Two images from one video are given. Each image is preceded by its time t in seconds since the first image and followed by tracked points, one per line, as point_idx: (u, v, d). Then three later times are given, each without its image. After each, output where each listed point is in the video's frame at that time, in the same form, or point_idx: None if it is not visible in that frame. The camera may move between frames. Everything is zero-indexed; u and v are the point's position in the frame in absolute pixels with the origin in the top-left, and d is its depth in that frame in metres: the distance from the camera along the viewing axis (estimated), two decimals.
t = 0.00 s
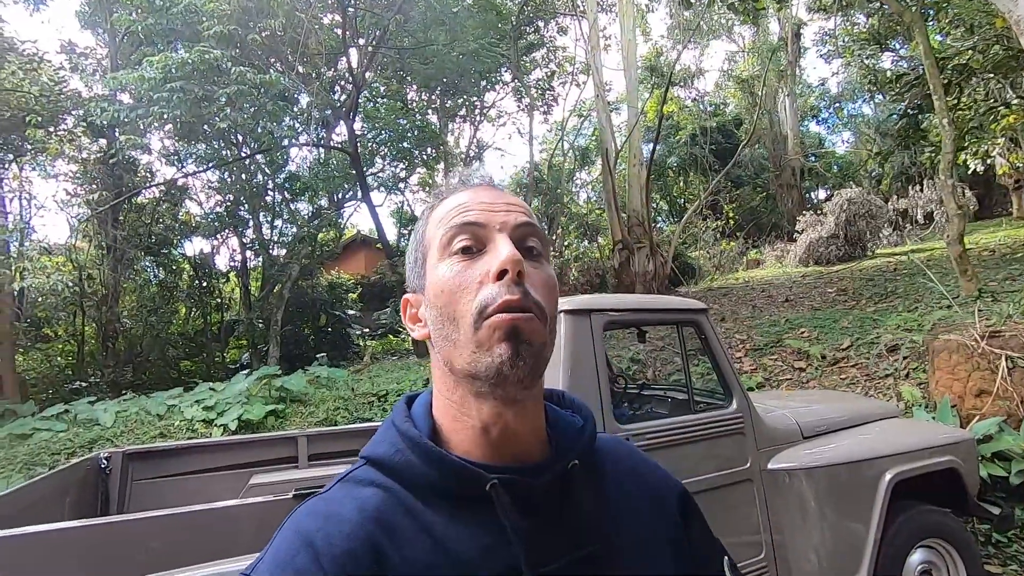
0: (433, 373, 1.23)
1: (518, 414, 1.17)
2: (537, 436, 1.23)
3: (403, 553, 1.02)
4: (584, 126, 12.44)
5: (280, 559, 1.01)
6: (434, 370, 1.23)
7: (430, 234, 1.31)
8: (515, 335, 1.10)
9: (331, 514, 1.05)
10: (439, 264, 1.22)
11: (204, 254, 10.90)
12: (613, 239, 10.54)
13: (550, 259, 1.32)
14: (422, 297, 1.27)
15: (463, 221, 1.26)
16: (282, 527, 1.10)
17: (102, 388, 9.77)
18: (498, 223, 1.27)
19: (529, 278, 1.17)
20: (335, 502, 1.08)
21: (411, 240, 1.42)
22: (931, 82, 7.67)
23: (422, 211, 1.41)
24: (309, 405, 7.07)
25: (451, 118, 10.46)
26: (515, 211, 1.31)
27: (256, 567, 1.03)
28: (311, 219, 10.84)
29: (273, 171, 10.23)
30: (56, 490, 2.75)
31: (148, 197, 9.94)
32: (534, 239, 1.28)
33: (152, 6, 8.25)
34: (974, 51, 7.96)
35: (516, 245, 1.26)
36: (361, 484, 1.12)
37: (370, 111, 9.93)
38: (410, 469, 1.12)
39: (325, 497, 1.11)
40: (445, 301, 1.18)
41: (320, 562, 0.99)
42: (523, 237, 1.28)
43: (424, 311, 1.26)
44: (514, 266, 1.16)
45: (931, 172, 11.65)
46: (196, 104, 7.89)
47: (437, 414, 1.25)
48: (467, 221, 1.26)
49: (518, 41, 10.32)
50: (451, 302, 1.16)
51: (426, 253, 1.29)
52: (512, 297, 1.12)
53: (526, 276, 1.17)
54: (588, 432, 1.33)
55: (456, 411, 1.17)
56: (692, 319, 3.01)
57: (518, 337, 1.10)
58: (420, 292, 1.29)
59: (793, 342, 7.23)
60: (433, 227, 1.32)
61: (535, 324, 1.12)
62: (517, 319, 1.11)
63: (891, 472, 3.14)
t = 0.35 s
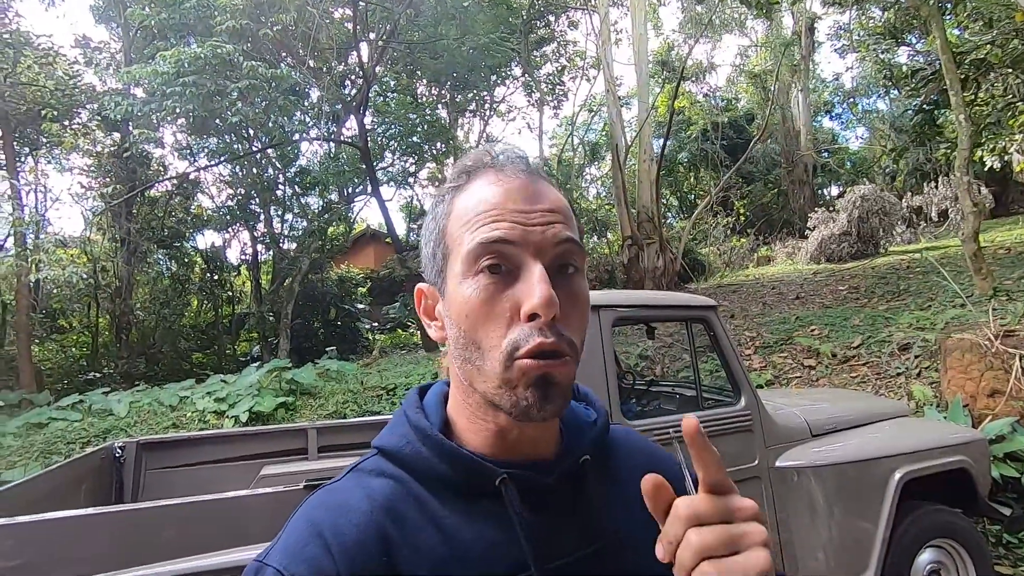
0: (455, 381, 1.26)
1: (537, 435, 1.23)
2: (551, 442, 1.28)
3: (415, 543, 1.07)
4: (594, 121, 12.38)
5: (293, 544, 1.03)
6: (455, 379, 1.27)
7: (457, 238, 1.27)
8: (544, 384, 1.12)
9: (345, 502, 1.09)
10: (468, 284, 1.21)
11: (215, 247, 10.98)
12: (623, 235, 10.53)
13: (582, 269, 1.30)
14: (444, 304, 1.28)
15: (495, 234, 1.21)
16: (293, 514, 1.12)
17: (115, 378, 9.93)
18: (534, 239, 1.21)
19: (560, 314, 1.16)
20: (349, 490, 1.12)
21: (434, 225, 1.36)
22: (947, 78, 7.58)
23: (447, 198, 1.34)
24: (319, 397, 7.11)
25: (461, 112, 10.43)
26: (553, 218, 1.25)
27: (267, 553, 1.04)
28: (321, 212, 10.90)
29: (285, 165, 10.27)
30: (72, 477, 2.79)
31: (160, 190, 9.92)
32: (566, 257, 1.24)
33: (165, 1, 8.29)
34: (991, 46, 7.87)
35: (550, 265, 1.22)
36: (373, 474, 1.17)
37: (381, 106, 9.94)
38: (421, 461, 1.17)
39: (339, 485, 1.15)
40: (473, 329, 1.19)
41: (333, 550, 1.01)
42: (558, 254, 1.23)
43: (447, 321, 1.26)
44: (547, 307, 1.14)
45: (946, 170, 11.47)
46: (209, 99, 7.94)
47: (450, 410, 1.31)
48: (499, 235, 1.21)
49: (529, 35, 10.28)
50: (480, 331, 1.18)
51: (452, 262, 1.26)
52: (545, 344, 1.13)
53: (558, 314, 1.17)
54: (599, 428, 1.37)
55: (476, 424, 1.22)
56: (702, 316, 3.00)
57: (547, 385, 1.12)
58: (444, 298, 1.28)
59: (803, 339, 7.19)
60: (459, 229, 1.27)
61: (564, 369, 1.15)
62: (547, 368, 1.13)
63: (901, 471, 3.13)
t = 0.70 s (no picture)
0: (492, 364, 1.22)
1: (567, 428, 1.19)
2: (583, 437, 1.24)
3: (450, 533, 1.01)
4: (594, 122, 12.42)
5: (321, 520, 0.97)
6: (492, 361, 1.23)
7: (512, 219, 1.21)
8: (582, 377, 1.10)
9: (373, 483, 1.02)
10: (517, 267, 1.16)
11: (216, 245, 11.01)
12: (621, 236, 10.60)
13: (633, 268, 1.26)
14: (490, 284, 1.23)
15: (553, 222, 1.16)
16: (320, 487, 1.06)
17: (116, 374, 9.93)
18: (592, 232, 1.16)
19: (610, 312, 1.12)
20: (377, 470, 1.05)
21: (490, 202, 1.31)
22: (942, 83, 7.64)
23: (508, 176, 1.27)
24: (319, 393, 7.14)
25: (462, 112, 10.45)
26: (612, 213, 1.20)
27: (299, 523, 0.99)
28: (322, 211, 10.92)
29: (286, 164, 10.31)
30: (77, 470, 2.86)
31: (162, 188, 9.99)
32: (620, 252, 1.19)
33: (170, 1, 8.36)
34: (988, 51, 7.91)
35: (603, 261, 1.18)
36: (403, 455, 1.09)
37: (382, 105, 9.98)
38: (453, 445, 1.09)
39: (367, 463, 1.08)
40: (518, 313, 1.14)
41: (364, 531, 0.95)
42: (613, 251, 1.19)
43: (491, 302, 1.21)
44: (598, 301, 1.10)
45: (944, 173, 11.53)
46: (213, 99, 8.01)
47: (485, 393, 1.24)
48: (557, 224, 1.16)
49: (530, 36, 10.33)
50: (524, 318, 1.14)
51: (505, 243, 1.21)
52: (591, 341, 1.09)
53: (607, 310, 1.13)
54: (635, 430, 1.31)
55: (506, 413, 1.18)
56: (690, 314, 3.02)
57: (586, 383, 1.10)
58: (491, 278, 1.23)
59: (797, 340, 7.22)
60: (515, 211, 1.21)
61: (604, 364, 1.11)
62: (589, 361, 1.10)
63: (882, 466, 3.15)
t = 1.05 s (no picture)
0: (516, 368, 1.15)
1: (586, 442, 1.15)
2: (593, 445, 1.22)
3: (457, 528, 0.98)
4: (582, 126, 12.50)
5: (326, 512, 0.96)
6: (516, 364, 1.15)
7: (575, 231, 1.09)
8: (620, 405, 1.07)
9: (379, 477, 1.01)
10: (573, 281, 1.06)
11: (206, 252, 11.00)
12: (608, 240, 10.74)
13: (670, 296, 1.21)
14: (534, 288, 1.11)
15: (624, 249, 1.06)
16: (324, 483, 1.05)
17: (106, 382, 9.84)
18: (658, 266, 1.09)
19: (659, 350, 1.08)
20: (384, 464, 1.04)
21: (538, 193, 1.18)
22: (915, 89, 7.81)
23: (569, 176, 1.14)
24: (309, 399, 7.17)
25: (451, 118, 10.49)
26: (675, 247, 1.13)
27: (302, 515, 0.98)
28: (312, 217, 10.92)
29: (275, 170, 10.32)
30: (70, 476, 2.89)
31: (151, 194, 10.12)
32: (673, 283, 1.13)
33: (158, 12, 8.40)
34: (964, 56, 8.06)
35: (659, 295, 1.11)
36: (410, 449, 1.08)
37: (371, 112, 10.02)
38: (462, 441, 1.07)
39: (374, 456, 1.07)
40: (567, 330, 1.06)
41: (367, 524, 0.94)
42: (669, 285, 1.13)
43: (530, 306, 1.11)
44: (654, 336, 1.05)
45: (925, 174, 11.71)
46: (202, 109, 8.06)
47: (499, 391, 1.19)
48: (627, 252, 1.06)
49: (517, 42, 10.41)
50: (573, 339, 1.05)
51: (559, 250, 1.10)
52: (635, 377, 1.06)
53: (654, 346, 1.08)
54: (643, 435, 1.29)
55: (526, 417, 1.13)
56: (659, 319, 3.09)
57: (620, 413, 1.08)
58: (533, 280, 1.12)
59: (777, 340, 7.31)
60: (581, 224, 1.09)
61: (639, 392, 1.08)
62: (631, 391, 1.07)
63: (845, 461, 3.24)
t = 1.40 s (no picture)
0: (519, 360, 1.17)
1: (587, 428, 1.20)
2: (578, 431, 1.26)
3: (450, 521, 1.01)
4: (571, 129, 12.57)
5: (320, 505, 0.98)
6: (516, 357, 1.18)
7: (583, 225, 1.12)
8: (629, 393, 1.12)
9: (372, 471, 1.03)
10: (584, 275, 1.09)
11: (198, 259, 11.00)
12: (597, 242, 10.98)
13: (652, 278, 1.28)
14: (541, 283, 1.13)
15: (630, 240, 1.11)
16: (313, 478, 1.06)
17: (100, 391, 9.87)
18: (660, 254, 1.15)
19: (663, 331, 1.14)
20: (375, 458, 1.06)
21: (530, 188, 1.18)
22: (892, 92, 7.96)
23: (566, 171, 1.16)
24: (303, 403, 7.21)
25: (441, 124, 10.54)
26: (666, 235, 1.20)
27: (294, 510, 0.99)
28: (304, 223, 10.95)
29: (266, 177, 10.34)
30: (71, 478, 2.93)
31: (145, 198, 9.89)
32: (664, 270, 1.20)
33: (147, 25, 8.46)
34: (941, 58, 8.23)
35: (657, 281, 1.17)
36: (399, 443, 1.10)
37: (361, 117, 10.03)
38: (452, 434, 1.10)
39: (364, 451, 1.08)
40: (580, 324, 1.09)
41: (360, 518, 0.96)
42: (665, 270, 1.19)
43: (536, 301, 1.13)
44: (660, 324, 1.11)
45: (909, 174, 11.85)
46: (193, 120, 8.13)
47: (497, 384, 1.21)
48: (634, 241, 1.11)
49: (505, 47, 10.45)
50: (590, 330, 1.09)
51: (564, 246, 1.12)
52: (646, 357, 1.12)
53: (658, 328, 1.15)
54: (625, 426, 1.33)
55: (527, 408, 1.17)
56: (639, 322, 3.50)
57: (630, 393, 1.14)
58: (537, 275, 1.14)
59: (762, 339, 7.40)
60: (586, 217, 1.12)
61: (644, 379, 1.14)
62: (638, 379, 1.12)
63: (814, 453, 3.66)
